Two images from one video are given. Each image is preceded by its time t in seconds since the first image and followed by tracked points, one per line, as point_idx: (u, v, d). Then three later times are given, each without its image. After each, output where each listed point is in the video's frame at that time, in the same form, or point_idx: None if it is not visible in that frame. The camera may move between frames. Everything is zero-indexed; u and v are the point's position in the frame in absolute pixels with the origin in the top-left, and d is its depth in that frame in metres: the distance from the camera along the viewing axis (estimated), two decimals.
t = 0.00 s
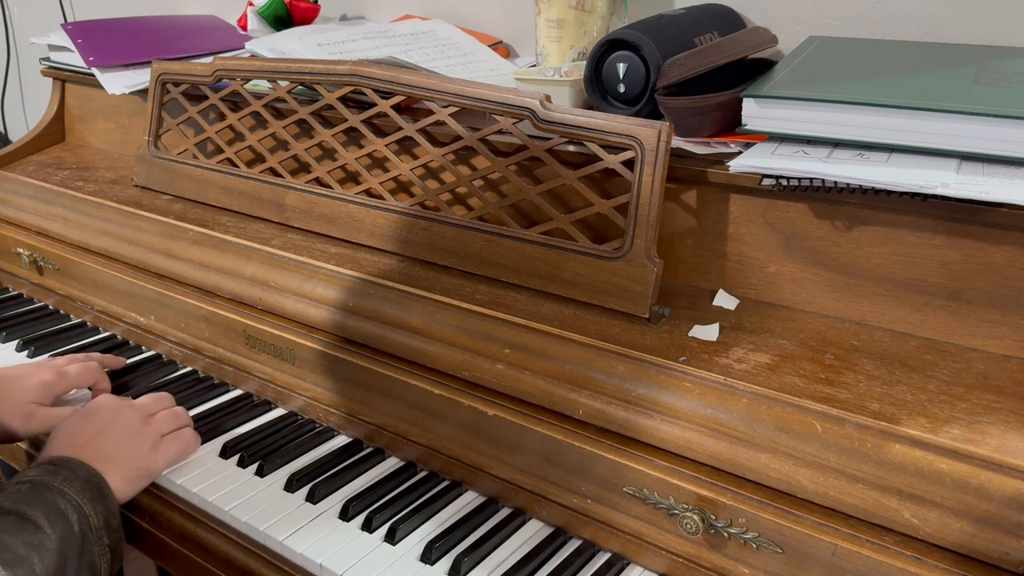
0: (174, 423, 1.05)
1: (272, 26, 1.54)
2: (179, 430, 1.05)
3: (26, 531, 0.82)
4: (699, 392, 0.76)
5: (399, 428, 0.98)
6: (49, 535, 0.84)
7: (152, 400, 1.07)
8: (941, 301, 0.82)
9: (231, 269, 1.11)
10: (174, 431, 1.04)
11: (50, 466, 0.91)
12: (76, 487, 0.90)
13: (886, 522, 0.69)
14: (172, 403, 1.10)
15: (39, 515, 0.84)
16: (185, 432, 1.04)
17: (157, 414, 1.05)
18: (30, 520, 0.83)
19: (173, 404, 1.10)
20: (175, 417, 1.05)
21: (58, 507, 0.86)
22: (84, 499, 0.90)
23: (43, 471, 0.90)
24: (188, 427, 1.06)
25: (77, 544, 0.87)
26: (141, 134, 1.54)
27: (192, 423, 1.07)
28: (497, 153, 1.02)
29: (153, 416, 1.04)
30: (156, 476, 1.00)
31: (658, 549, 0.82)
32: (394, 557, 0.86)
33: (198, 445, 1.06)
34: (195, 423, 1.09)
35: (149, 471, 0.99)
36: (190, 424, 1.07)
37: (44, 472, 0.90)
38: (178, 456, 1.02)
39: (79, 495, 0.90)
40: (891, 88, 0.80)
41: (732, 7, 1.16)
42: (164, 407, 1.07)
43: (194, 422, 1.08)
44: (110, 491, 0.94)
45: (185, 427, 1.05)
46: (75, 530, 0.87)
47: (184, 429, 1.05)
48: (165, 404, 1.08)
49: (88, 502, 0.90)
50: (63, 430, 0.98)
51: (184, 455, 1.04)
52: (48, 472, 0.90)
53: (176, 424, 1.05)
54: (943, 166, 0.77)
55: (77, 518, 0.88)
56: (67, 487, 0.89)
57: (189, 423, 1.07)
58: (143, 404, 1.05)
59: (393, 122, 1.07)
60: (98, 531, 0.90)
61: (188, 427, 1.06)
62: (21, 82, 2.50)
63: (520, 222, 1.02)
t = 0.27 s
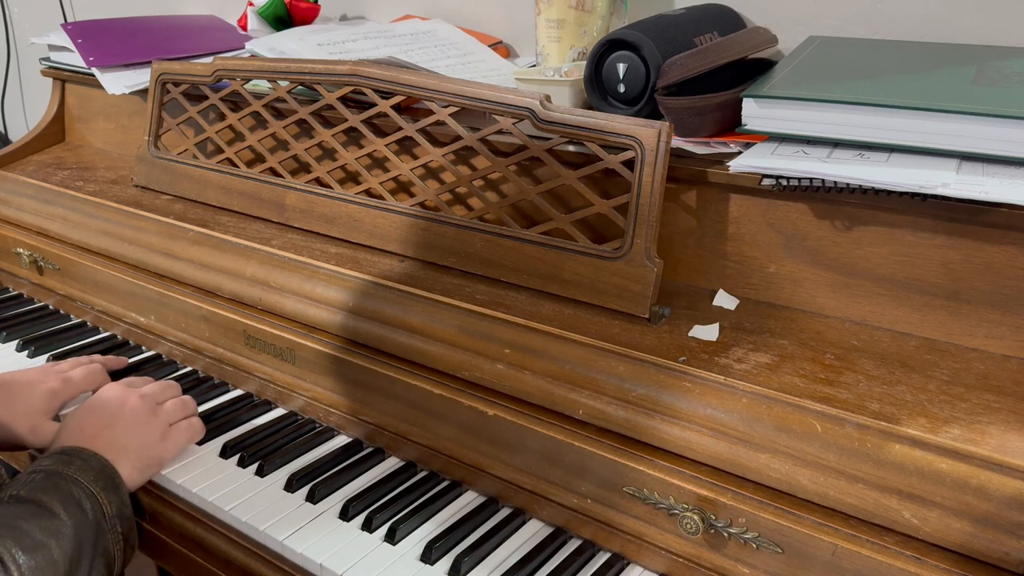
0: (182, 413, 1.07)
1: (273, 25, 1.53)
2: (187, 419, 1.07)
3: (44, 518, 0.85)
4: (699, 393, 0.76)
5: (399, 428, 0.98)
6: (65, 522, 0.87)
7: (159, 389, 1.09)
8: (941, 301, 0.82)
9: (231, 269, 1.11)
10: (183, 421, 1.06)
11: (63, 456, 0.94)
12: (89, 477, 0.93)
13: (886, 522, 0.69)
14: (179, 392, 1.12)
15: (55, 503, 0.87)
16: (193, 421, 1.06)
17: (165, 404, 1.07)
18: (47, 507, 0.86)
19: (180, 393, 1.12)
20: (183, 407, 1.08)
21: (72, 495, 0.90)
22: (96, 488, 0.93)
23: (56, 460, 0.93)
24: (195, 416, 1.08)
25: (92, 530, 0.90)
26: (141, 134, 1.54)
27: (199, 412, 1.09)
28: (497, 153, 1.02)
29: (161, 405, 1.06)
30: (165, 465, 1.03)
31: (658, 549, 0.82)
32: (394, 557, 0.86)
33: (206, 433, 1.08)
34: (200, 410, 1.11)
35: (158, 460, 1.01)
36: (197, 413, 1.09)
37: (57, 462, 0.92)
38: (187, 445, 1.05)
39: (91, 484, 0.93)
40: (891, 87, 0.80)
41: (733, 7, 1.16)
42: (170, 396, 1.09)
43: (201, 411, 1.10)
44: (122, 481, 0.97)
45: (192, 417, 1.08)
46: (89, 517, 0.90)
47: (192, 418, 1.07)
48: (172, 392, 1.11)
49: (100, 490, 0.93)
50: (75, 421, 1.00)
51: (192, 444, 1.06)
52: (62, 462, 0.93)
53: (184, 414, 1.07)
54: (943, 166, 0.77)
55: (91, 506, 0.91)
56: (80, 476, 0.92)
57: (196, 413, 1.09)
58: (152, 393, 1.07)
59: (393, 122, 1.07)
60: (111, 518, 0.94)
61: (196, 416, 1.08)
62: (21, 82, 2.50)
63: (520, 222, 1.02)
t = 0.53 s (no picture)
0: (174, 419, 1.07)
1: (273, 25, 1.53)
2: (179, 425, 1.07)
3: (34, 523, 0.86)
4: (699, 393, 0.76)
5: (399, 428, 0.98)
6: (55, 527, 0.87)
7: (151, 397, 1.09)
8: (941, 301, 0.82)
9: (231, 269, 1.11)
10: (175, 427, 1.06)
11: (56, 463, 0.94)
12: (81, 483, 0.93)
13: (886, 522, 0.69)
14: (170, 398, 1.11)
15: (45, 509, 0.88)
16: (185, 427, 1.06)
17: (157, 411, 1.07)
18: (38, 513, 0.87)
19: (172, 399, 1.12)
20: (175, 413, 1.08)
21: (64, 502, 0.90)
22: (88, 495, 0.93)
23: (49, 467, 0.93)
24: (187, 422, 1.08)
25: (83, 537, 0.90)
26: (141, 134, 1.54)
27: (191, 418, 1.09)
28: (497, 153, 1.02)
29: (153, 412, 1.06)
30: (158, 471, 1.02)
31: (658, 549, 0.82)
32: (394, 557, 0.87)
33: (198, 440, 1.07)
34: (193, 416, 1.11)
35: (151, 467, 1.01)
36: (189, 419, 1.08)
37: (50, 468, 0.93)
38: (180, 451, 1.04)
39: (83, 491, 0.93)
40: (891, 87, 0.80)
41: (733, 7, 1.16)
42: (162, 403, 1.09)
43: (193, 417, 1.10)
44: (113, 488, 0.97)
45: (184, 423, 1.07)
46: (80, 524, 0.91)
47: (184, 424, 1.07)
48: (163, 399, 1.10)
49: (92, 497, 0.93)
50: (69, 428, 1.01)
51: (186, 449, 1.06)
52: (54, 469, 0.93)
53: (176, 420, 1.07)
54: (943, 166, 0.77)
55: (82, 513, 0.91)
56: (72, 483, 0.93)
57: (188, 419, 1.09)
58: (144, 401, 1.08)
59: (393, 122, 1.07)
60: (104, 526, 0.94)
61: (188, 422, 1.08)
62: (21, 82, 2.50)
63: (520, 222, 1.02)
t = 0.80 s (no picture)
0: (164, 426, 1.05)
1: (272, 25, 1.53)
2: (168, 432, 1.05)
3: (19, 537, 0.83)
4: (699, 393, 0.76)
5: (399, 428, 0.98)
6: (42, 541, 0.85)
7: (137, 404, 1.06)
8: (941, 301, 0.82)
9: (231, 269, 1.11)
10: (164, 434, 1.04)
11: (44, 475, 0.91)
12: (70, 496, 0.90)
13: (886, 522, 0.69)
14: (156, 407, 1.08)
15: (32, 522, 0.85)
16: (174, 434, 1.04)
17: (145, 418, 1.05)
18: (24, 526, 0.84)
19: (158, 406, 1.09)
20: (164, 420, 1.05)
21: (51, 515, 0.87)
22: (77, 508, 0.90)
23: (37, 480, 0.90)
24: (176, 429, 1.06)
25: (70, 550, 0.88)
26: (141, 134, 1.54)
27: (180, 424, 1.07)
28: (497, 153, 1.02)
29: (141, 420, 1.04)
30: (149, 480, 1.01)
31: (658, 549, 0.82)
32: (394, 557, 0.86)
33: (186, 447, 1.06)
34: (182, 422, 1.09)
35: (142, 476, 0.99)
36: (178, 425, 1.07)
37: (38, 481, 0.90)
38: (169, 459, 1.03)
39: (72, 503, 0.90)
40: (891, 87, 0.80)
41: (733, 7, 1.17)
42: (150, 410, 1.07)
43: (181, 423, 1.08)
44: (104, 500, 0.94)
45: (174, 429, 1.06)
46: (68, 537, 0.88)
47: (173, 431, 1.05)
48: (150, 408, 1.07)
49: (81, 510, 0.91)
50: (55, 440, 0.97)
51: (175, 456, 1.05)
52: (42, 481, 0.90)
53: (165, 426, 1.05)
54: (943, 166, 0.77)
55: (71, 526, 0.89)
56: (61, 495, 0.90)
57: (177, 424, 1.07)
58: (131, 409, 1.05)
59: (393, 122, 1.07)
60: (93, 540, 0.91)
61: (177, 429, 1.06)
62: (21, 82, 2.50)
63: (520, 222, 1.02)
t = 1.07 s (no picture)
0: (162, 427, 1.05)
1: (273, 26, 1.54)
2: (168, 432, 1.05)
3: (12, 536, 0.83)
4: (699, 392, 0.76)
5: (399, 428, 0.98)
6: (35, 540, 0.85)
7: (138, 405, 1.07)
8: (941, 301, 0.82)
9: (231, 269, 1.11)
10: (163, 434, 1.04)
11: (40, 474, 0.91)
12: (65, 495, 0.90)
13: (886, 522, 0.69)
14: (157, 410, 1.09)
15: (26, 521, 0.85)
16: (173, 434, 1.04)
17: (144, 418, 1.05)
18: (18, 525, 0.84)
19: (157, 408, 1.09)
20: (163, 420, 1.05)
21: (46, 514, 0.87)
22: (72, 507, 0.90)
23: (33, 479, 0.90)
24: (176, 428, 1.06)
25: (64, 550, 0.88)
26: (141, 134, 1.54)
27: (180, 424, 1.07)
28: (497, 154, 1.02)
29: (140, 420, 1.04)
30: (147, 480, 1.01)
31: (658, 549, 0.82)
32: (394, 557, 0.87)
33: (186, 448, 1.06)
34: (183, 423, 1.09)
35: (139, 477, 0.99)
36: (177, 425, 1.06)
37: (34, 480, 0.90)
38: (167, 459, 1.03)
39: (67, 502, 0.90)
40: (891, 88, 0.80)
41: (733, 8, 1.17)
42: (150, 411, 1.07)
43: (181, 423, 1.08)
44: (100, 500, 0.94)
45: (173, 429, 1.06)
46: (63, 536, 0.88)
47: (172, 431, 1.05)
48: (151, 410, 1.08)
49: (77, 509, 0.91)
50: (53, 440, 0.98)
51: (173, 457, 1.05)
52: (38, 480, 0.90)
53: (164, 426, 1.05)
54: (943, 166, 0.77)
55: (65, 525, 0.89)
56: (56, 494, 0.90)
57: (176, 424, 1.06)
58: (130, 409, 1.05)
59: (393, 122, 1.07)
60: (87, 539, 0.91)
61: (177, 429, 1.06)
62: (21, 82, 2.50)
63: (520, 222, 1.02)
